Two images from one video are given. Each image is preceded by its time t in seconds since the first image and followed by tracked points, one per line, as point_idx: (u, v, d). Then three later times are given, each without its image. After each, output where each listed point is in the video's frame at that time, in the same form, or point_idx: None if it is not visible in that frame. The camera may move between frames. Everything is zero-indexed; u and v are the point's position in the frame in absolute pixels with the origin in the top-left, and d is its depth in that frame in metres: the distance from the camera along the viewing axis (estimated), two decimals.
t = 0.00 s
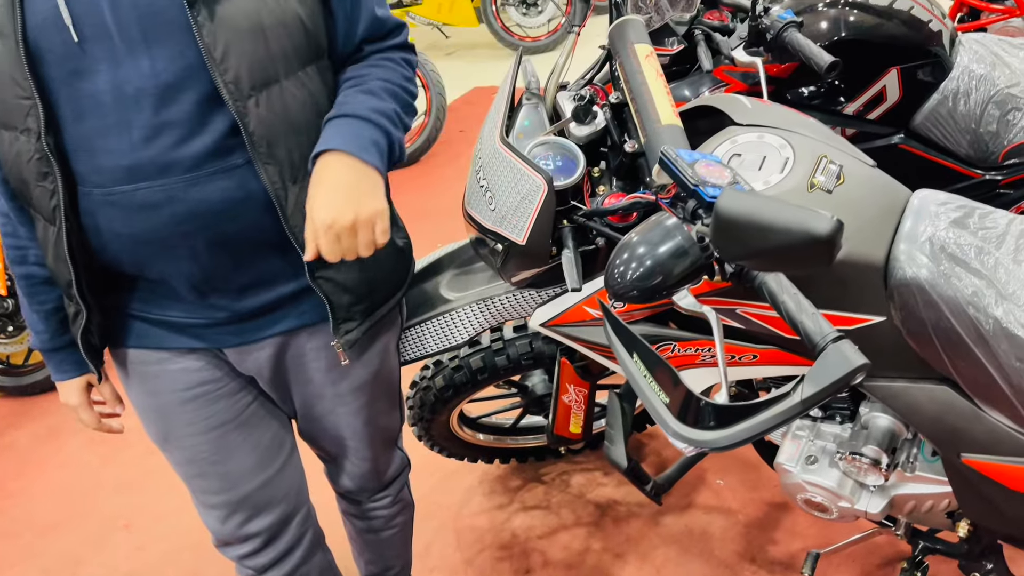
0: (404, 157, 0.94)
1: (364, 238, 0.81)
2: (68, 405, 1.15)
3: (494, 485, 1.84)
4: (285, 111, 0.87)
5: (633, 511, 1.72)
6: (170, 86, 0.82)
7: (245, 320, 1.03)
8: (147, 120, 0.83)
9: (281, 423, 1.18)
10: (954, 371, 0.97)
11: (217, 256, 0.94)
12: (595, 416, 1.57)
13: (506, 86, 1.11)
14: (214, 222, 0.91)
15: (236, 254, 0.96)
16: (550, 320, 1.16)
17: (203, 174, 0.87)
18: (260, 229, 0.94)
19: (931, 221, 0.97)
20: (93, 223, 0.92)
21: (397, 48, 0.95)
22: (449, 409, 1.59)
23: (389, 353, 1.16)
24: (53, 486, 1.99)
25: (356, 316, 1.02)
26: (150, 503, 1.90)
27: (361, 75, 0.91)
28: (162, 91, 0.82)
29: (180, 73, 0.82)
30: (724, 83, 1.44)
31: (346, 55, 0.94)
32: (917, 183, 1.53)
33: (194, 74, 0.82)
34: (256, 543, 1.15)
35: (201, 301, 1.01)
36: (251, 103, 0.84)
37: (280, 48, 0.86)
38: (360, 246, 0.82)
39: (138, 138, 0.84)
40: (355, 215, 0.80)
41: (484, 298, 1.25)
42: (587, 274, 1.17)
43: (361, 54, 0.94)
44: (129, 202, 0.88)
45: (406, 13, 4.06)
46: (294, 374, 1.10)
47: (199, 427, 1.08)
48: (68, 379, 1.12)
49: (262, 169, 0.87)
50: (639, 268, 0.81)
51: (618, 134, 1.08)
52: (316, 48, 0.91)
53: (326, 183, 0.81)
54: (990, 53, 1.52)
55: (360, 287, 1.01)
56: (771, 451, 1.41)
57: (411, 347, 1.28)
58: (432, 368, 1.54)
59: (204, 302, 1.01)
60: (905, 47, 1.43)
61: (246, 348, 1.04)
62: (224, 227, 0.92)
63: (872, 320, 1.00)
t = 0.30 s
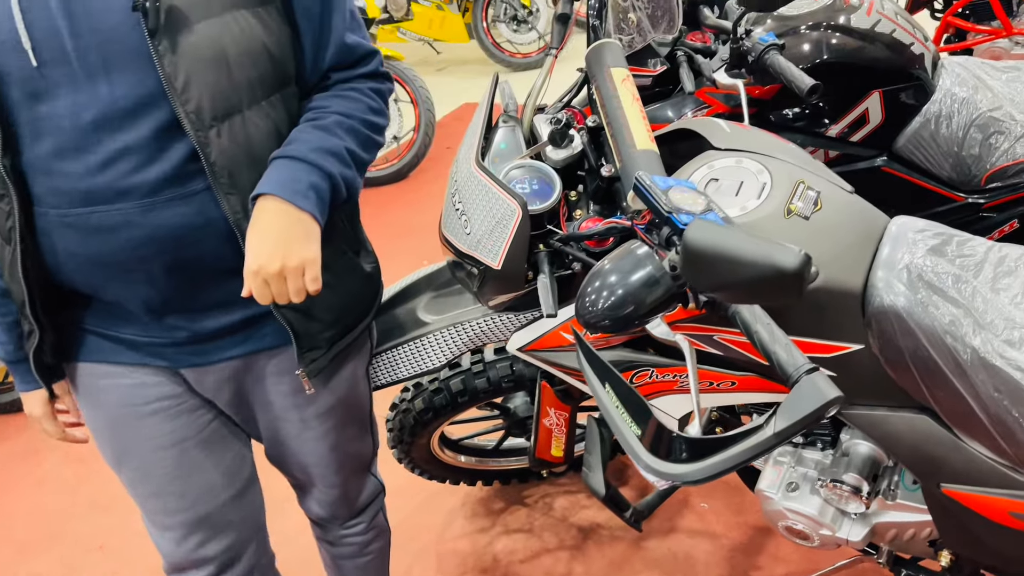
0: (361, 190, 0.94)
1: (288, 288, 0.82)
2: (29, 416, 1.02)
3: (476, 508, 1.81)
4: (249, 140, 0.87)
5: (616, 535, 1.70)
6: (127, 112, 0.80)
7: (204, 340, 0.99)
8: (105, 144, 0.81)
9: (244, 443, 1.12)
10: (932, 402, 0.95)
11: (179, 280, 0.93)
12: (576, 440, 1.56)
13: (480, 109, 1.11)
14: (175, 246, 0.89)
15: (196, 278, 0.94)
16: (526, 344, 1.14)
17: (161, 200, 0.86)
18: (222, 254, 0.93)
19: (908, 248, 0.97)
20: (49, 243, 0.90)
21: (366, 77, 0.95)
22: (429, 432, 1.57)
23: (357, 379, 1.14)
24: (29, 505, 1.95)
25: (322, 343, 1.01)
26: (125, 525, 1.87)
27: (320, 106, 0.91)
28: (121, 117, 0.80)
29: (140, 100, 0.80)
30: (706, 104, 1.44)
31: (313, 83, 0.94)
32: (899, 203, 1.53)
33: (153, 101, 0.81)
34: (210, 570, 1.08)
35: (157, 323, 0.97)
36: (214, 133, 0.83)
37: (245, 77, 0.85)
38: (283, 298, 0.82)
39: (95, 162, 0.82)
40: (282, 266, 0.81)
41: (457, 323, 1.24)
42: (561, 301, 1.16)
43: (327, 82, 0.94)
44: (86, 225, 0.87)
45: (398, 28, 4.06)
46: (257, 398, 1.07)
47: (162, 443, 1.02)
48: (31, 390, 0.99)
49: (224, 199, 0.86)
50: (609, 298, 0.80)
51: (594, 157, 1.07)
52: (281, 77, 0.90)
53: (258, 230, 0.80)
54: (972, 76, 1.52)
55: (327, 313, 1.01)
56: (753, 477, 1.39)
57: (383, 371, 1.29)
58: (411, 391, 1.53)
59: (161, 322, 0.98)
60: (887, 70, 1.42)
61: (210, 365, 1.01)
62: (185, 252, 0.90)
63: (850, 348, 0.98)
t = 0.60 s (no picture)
0: (318, 215, 0.91)
1: (253, 323, 0.80)
2: None
3: (459, 530, 1.78)
4: (195, 167, 0.85)
5: (601, 558, 1.67)
6: (63, 146, 0.77)
7: (160, 382, 0.95)
8: (43, 180, 0.78)
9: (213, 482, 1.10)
10: (916, 432, 0.93)
11: (130, 322, 0.89)
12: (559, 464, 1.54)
13: (455, 130, 1.09)
14: (122, 288, 0.86)
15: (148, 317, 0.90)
16: (504, 370, 1.12)
17: (105, 238, 0.82)
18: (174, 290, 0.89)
19: (891, 275, 0.95)
20: None
21: (313, 97, 0.93)
22: (409, 455, 1.54)
23: (323, 412, 1.12)
24: None
25: (284, 377, 0.98)
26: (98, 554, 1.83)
27: (269, 130, 0.89)
28: (57, 151, 0.77)
29: (77, 132, 0.77)
30: (690, 124, 1.44)
31: (260, 106, 0.92)
32: (885, 224, 1.50)
33: (89, 134, 0.77)
34: None
35: (108, 366, 0.93)
36: (158, 163, 0.81)
37: (188, 103, 0.83)
38: (248, 334, 0.81)
39: (32, 204, 0.79)
40: (244, 301, 0.79)
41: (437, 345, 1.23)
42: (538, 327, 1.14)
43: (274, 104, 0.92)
44: (24, 269, 0.82)
45: (388, 39, 4.05)
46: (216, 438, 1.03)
47: (118, 493, 0.99)
48: None
49: (172, 233, 0.83)
50: (583, 330, 0.76)
51: (573, 180, 1.05)
52: (228, 101, 0.88)
53: (215, 265, 0.79)
54: (959, 95, 1.52)
55: (287, 345, 0.99)
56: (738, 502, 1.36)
57: (356, 397, 1.28)
58: (391, 414, 1.51)
59: (113, 367, 0.93)
60: (872, 89, 1.41)
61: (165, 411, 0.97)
62: (133, 291, 0.87)
63: (832, 377, 0.96)
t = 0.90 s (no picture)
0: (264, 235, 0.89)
1: (218, 354, 0.77)
2: None
3: (444, 550, 1.75)
4: (117, 198, 0.80)
5: None
6: None
7: (96, 441, 0.87)
8: None
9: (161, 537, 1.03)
10: (905, 462, 0.90)
11: (62, 375, 0.83)
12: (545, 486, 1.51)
13: (433, 149, 1.06)
14: (48, 339, 0.80)
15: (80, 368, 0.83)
16: (485, 396, 1.09)
17: (25, 287, 0.77)
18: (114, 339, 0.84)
19: (878, 300, 0.92)
20: None
21: (240, 115, 0.89)
22: (391, 477, 1.51)
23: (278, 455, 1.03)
24: None
25: (225, 420, 0.92)
26: None
27: (202, 152, 0.85)
28: None
29: None
30: (677, 139, 1.43)
31: (181, 129, 0.88)
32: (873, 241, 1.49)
33: None
34: None
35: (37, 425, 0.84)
36: (73, 195, 0.76)
37: (107, 127, 0.79)
38: (214, 369, 0.77)
39: None
40: (205, 334, 0.76)
41: (418, 368, 1.21)
42: (518, 352, 1.12)
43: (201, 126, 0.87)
44: None
45: (377, 49, 4.00)
46: (163, 494, 0.96)
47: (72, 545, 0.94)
48: None
49: (94, 270, 0.78)
50: (561, 362, 0.74)
51: (553, 202, 1.02)
52: (148, 123, 0.84)
53: (168, 301, 0.76)
54: (948, 110, 1.49)
55: (230, 387, 0.91)
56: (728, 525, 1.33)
57: (338, 420, 1.25)
58: (373, 435, 1.48)
59: (43, 426, 0.85)
60: (861, 105, 1.39)
61: (104, 471, 0.89)
62: (61, 340, 0.80)
63: (821, 405, 0.93)
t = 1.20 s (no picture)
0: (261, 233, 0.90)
1: (296, 333, 0.72)
2: None
3: (431, 569, 1.73)
4: (67, 226, 0.76)
5: None
6: None
7: (59, 477, 0.82)
8: None
9: None
10: (894, 493, 0.88)
11: (22, 417, 0.76)
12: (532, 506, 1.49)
13: (412, 171, 1.04)
14: (9, 379, 0.74)
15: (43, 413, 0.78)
16: (467, 422, 1.07)
17: None
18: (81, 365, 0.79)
19: (866, 327, 0.91)
20: None
21: (188, 129, 0.89)
22: (375, 499, 1.48)
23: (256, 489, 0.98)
24: None
25: (216, 440, 0.88)
26: None
27: (176, 168, 0.85)
28: None
29: None
30: (662, 155, 1.41)
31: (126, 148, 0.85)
32: (862, 256, 1.47)
33: None
34: None
35: None
36: (22, 229, 0.72)
37: (47, 151, 0.75)
38: (296, 345, 0.71)
39: None
40: (267, 322, 0.73)
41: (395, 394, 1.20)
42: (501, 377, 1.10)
43: (153, 145, 0.86)
44: None
45: (365, 54, 3.96)
46: (131, 541, 0.89)
47: None
48: None
49: (54, 303, 0.73)
50: (539, 400, 0.71)
51: (534, 225, 1.01)
52: (89, 146, 0.81)
53: (224, 304, 0.75)
54: (937, 125, 1.47)
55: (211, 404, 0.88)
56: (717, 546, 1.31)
57: (327, 441, 1.26)
58: (355, 456, 1.45)
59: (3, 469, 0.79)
60: (849, 120, 1.37)
61: (73, 510, 0.85)
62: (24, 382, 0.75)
63: (808, 434, 0.91)
